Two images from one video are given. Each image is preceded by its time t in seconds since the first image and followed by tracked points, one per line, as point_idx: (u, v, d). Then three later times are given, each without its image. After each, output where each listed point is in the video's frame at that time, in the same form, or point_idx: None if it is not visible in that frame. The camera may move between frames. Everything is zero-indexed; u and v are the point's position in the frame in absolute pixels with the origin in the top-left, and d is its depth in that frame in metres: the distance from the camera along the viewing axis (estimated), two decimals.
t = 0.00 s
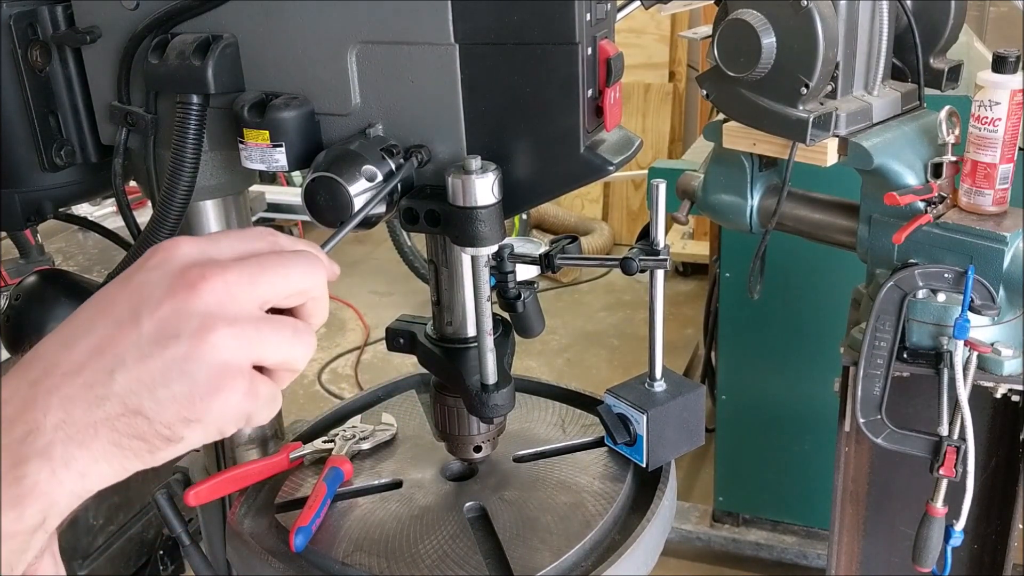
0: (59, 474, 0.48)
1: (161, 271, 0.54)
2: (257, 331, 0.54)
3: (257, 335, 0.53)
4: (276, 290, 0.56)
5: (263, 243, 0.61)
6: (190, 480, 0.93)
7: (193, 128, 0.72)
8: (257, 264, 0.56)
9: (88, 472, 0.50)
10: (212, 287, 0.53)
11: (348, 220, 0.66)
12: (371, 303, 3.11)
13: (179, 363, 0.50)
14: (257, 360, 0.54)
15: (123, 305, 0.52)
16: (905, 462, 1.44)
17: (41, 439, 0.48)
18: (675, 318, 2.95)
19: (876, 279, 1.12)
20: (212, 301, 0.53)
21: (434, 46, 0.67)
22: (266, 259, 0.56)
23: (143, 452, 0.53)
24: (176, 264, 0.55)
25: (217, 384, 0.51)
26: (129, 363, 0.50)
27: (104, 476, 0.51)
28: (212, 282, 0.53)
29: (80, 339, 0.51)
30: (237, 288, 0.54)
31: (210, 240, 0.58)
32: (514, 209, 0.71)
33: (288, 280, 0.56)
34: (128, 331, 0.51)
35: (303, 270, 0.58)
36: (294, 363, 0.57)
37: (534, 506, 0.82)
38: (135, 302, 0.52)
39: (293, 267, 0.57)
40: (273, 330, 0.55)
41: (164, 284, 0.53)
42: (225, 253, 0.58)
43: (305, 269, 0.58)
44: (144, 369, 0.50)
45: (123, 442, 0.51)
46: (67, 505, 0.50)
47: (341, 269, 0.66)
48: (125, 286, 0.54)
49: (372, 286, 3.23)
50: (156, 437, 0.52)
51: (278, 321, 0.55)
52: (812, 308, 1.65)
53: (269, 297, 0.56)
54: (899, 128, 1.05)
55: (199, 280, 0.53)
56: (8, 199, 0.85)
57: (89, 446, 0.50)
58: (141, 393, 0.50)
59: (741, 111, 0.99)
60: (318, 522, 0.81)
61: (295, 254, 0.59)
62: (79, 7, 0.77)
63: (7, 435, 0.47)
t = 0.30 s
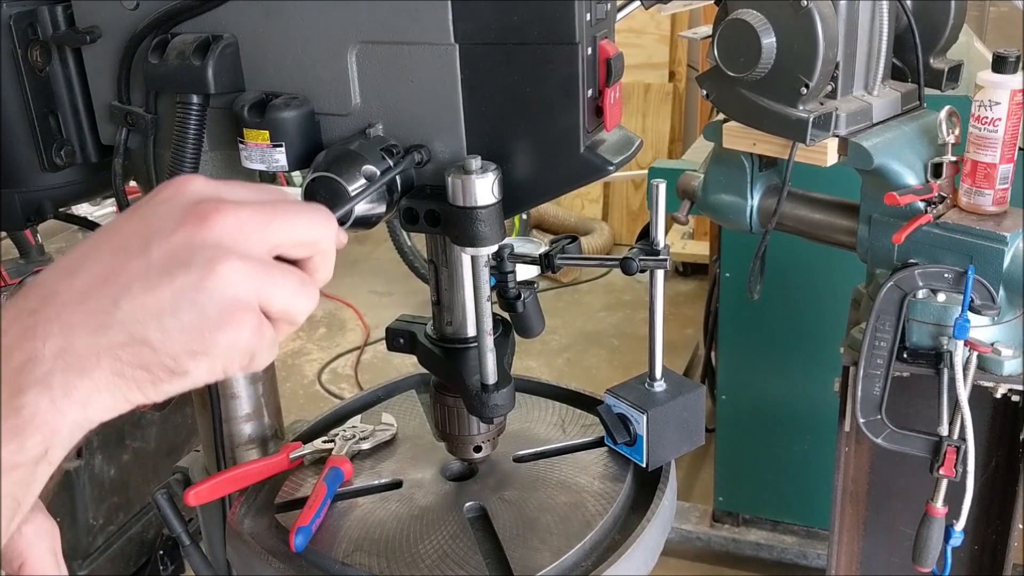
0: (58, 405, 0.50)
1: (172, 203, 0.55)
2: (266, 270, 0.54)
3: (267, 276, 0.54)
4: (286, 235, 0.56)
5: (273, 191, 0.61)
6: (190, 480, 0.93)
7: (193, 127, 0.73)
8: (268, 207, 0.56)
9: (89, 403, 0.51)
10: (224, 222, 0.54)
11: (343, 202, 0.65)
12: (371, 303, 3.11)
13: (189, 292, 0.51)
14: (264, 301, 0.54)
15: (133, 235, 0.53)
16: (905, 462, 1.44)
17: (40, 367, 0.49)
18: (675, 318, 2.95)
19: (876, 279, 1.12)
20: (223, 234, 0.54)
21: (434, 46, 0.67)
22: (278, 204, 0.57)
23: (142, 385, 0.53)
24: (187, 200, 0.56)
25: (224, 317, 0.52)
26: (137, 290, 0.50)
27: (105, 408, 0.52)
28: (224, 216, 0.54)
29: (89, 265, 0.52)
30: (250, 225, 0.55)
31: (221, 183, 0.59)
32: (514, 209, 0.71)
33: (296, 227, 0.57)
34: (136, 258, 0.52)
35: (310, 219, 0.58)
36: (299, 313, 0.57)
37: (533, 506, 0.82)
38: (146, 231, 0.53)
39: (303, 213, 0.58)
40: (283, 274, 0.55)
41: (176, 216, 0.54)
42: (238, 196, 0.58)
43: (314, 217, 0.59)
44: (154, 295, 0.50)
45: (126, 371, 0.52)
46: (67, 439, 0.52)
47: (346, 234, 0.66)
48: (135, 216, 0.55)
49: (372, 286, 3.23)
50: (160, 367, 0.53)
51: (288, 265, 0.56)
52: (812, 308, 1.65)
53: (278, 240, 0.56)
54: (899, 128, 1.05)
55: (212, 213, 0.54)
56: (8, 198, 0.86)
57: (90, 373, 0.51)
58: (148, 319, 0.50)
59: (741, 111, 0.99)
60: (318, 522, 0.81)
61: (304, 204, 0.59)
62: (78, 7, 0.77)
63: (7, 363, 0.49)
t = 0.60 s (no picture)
0: (65, 360, 0.42)
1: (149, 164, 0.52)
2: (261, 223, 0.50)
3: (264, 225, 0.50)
4: (269, 198, 0.53)
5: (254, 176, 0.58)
6: (190, 480, 0.93)
7: (193, 128, 0.73)
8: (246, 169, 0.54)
9: (98, 359, 0.43)
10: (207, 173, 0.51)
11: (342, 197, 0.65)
12: (371, 302, 3.12)
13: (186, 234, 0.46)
14: (263, 256, 0.49)
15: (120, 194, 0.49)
16: (905, 462, 1.44)
17: (44, 325, 0.42)
18: (675, 318, 2.95)
19: (876, 279, 1.12)
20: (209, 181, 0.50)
21: (434, 46, 0.67)
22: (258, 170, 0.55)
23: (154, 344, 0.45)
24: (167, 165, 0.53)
25: (231, 256, 0.47)
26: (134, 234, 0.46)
27: (106, 375, 0.44)
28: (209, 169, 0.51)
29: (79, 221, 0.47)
30: (235, 177, 0.52)
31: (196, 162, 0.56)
32: (514, 209, 0.71)
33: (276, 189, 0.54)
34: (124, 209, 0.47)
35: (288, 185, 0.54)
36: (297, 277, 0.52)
37: (533, 506, 0.82)
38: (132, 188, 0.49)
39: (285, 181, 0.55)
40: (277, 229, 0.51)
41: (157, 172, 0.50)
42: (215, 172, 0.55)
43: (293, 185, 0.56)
44: (153, 242, 0.46)
45: (134, 326, 0.44)
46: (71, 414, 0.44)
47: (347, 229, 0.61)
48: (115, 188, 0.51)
49: (372, 286, 3.23)
50: (169, 316, 0.45)
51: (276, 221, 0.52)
52: (812, 309, 1.65)
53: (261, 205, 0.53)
54: (899, 128, 1.05)
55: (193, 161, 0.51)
56: (8, 198, 0.85)
57: (97, 328, 0.43)
58: (150, 264, 0.45)
59: (741, 111, 0.99)
60: (318, 522, 0.81)
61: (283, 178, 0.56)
62: (79, 7, 0.77)
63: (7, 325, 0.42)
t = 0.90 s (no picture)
0: (48, 312, 0.47)
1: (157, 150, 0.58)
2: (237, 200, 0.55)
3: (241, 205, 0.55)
4: (260, 192, 0.58)
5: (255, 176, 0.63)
6: (190, 479, 0.93)
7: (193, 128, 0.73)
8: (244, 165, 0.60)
9: (80, 314, 0.48)
10: (203, 157, 0.57)
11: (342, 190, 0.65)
12: (371, 302, 3.12)
13: (171, 205, 0.52)
14: (245, 234, 0.55)
15: (121, 171, 0.55)
16: (905, 462, 1.44)
17: (30, 277, 0.48)
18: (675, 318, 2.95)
19: (876, 279, 1.12)
20: (203, 168, 0.56)
21: (434, 46, 0.67)
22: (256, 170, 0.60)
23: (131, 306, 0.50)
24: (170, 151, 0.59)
25: (212, 229, 0.52)
26: (121, 207, 0.52)
27: (88, 330, 0.49)
28: (205, 156, 0.57)
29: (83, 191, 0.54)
30: (229, 167, 0.57)
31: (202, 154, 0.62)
32: (515, 209, 0.71)
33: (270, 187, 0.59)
34: (121, 186, 0.54)
35: (286, 188, 0.60)
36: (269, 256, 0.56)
37: (534, 506, 0.82)
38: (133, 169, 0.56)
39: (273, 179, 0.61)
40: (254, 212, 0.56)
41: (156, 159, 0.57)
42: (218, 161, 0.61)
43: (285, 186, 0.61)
44: (139, 208, 0.52)
45: (114, 288, 0.49)
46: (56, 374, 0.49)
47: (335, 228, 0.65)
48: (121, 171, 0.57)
49: (372, 286, 3.23)
50: (149, 283, 0.50)
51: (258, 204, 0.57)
52: (812, 309, 1.65)
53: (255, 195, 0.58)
54: (899, 128, 1.05)
55: (190, 148, 0.57)
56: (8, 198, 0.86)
57: (78, 286, 0.48)
58: (134, 232, 0.51)
59: (741, 111, 0.99)
60: (318, 522, 0.81)
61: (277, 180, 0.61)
62: (79, 7, 0.77)
63: None
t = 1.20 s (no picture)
0: None
1: (143, 246, 0.48)
2: (209, 332, 0.47)
3: (209, 346, 0.47)
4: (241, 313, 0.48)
5: (254, 258, 0.52)
6: (190, 480, 0.93)
7: (193, 128, 0.72)
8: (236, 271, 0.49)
9: None
10: (185, 281, 0.46)
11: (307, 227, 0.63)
12: (371, 302, 3.12)
13: (121, 355, 0.44)
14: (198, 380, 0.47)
15: (89, 270, 0.46)
16: (905, 462, 1.44)
17: None
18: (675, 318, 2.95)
19: (876, 279, 1.12)
20: (180, 299, 0.46)
21: (434, 46, 0.67)
22: (246, 275, 0.50)
23: (51, 437, 0.47)
24: (159, 244, 0.48)
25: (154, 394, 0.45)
26: (69, 338, 0.44)
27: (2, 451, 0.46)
28: (188, 275, 0.47)
29: (43, 285, 0.45)
30: (213, 287, 0.47)
31: (200, 227, 0.50)
32: (514, 209, 0.71)
33: (256, 302, 0.49)
34: (82, 300, 0.45)
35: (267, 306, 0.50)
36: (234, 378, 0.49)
37: (533, 506, 0.82)
38: (101, 270, 0.46)
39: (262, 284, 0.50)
40: (226, 341, 0.48)
41: (136, 264, 0.47)
42: (214, 250, 0.50)
43: (274, 294, 0.51)
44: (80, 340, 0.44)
45: (37, 421, 0.46)
46: None
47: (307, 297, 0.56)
48: (98, 246, 0.48)
49: (372, 286, 3.23)
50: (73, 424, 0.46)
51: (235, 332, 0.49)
52: (812, 309, 1.65)
53: (238, 313, 0.48)
54: (899, 128, 1.05)
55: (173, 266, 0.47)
56: (8, 199, 0.85)
57: None
58: (66, 372, 0.44)
59: (741, 112, 0.99)
60: (318, 522, 0.81)
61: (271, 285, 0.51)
62: (78, 7, 0.77)
63: None
